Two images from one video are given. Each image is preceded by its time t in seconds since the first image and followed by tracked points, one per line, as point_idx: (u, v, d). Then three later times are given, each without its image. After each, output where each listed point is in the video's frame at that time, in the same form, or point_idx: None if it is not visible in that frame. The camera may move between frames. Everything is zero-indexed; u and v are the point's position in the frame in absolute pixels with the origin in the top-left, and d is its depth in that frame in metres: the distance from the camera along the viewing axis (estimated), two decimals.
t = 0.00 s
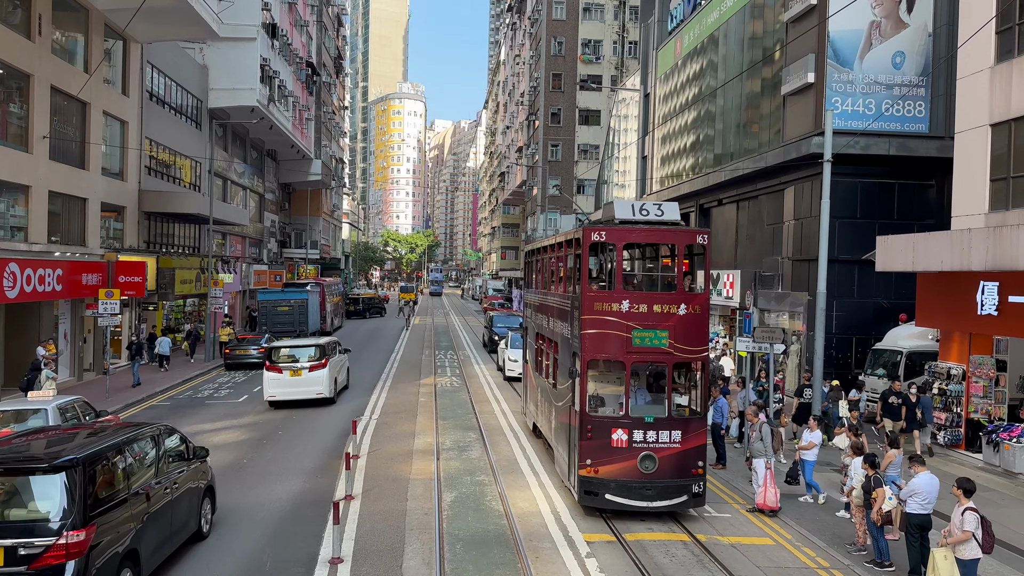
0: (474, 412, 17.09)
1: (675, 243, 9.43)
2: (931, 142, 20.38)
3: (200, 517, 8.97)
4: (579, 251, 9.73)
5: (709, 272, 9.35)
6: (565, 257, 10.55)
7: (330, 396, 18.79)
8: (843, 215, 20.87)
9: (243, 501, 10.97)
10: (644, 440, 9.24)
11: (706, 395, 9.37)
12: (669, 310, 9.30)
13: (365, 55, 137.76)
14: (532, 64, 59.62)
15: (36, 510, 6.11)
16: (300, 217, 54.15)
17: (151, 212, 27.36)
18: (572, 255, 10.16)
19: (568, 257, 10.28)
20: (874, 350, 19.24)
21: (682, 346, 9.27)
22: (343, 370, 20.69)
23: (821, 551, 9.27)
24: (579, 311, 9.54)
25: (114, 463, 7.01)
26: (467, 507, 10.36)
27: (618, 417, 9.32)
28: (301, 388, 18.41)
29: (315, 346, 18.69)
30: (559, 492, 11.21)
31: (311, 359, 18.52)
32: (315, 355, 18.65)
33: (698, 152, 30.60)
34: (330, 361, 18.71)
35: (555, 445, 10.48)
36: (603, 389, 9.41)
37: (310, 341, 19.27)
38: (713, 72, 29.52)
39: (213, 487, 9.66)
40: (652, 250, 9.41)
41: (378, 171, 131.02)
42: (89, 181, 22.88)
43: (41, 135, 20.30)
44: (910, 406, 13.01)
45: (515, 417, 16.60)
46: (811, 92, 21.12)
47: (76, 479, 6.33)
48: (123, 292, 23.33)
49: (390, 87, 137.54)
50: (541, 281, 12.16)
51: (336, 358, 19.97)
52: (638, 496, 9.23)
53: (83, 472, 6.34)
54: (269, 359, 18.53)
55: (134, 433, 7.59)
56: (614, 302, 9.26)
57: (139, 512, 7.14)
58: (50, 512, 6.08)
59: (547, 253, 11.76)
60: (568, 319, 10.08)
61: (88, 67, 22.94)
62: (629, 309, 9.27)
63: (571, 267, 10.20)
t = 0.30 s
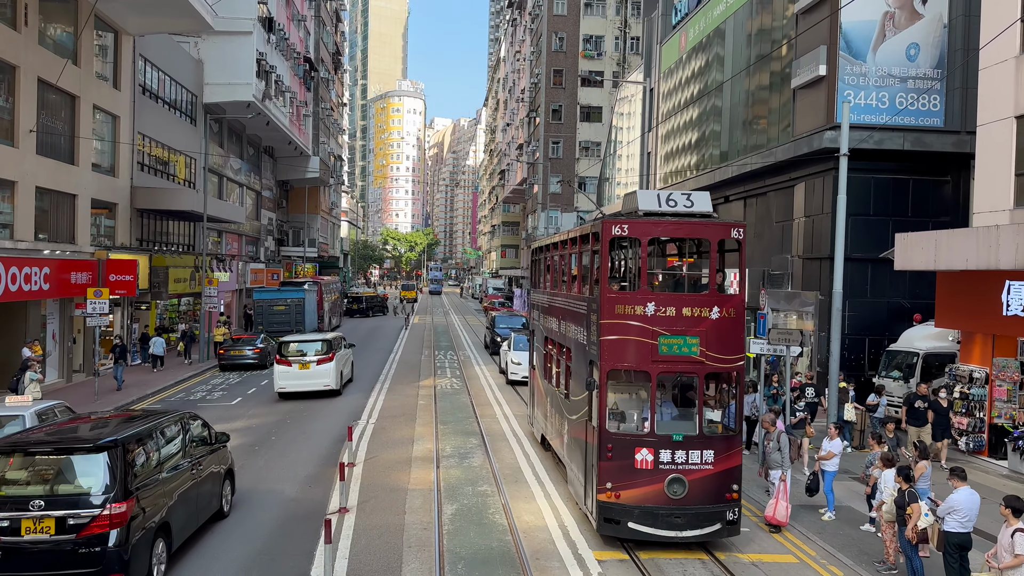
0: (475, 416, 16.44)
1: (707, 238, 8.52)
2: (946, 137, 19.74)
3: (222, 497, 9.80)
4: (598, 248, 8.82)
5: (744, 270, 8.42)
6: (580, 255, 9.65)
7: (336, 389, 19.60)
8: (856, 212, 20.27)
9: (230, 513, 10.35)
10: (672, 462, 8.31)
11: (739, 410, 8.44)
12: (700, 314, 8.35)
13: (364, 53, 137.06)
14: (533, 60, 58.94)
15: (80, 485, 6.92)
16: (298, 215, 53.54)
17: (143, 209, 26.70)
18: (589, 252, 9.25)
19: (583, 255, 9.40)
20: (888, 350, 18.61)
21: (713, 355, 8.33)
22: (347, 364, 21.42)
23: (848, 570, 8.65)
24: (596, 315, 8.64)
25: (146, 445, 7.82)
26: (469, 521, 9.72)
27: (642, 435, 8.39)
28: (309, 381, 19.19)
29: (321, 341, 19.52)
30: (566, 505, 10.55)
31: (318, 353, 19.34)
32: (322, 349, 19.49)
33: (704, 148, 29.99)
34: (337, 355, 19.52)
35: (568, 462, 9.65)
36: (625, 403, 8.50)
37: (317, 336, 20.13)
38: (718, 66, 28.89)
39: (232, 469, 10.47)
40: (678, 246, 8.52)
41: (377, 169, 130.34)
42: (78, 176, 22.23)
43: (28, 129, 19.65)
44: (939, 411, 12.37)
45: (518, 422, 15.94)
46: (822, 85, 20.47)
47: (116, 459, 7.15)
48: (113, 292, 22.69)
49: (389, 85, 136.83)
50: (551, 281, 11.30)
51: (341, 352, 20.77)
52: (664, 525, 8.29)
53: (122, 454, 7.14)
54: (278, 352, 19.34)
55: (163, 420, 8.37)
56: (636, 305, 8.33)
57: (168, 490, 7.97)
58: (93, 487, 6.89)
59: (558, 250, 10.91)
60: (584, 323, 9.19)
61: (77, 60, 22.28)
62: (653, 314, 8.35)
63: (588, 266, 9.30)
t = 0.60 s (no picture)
0: (476, 421, 15.80)
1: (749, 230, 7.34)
2: (962, 132, 19.14)
3: (240, 479, 10.76)
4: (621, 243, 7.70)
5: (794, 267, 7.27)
6: (601, 250, 8.53)
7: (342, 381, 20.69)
8: (870, 209, 19.69)
9: (217, 527, 9.72)
10: (708, 490, 7.15)
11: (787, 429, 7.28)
12: (742, 318, 7.16)
13: (363, 51, 136.46)
14: (533, 57, 58.46)
15: (116, 465, 7.85)
16: (295, 214, 52.95)
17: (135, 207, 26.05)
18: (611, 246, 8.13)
19: (604, 251, 8.30)
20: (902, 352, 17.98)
21: (757, 366, 7.15)
22: (351, 359, 22.44)
23: None
24: (620, 321, 7.52)
25: (172, 430, 8.74)
26: (471, 538, 9.07)
27: (673, 459, 7.23)
28: (316, 373, 20.27)
29: (327, 336, 20.59)
30: (575, 519, 9.89)
31: (324, 347, 20.42)
32: (328, 344, 20.57)
33: (708, 144, 29.40)
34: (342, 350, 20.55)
35: (585, 485, 8.68)
36: (651, 420, 7.35)
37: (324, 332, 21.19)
38: (723, 60, 28.31)
39: (248, 453, 11.38)
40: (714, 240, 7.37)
41: (375, 168, 129.74)
42: (67, 173, 21.59)
43: (13, 123, 19.00)
44: (972, 421, 11.77)
45: (522, 428, 15.29)
46: (834, 78, 19.85)
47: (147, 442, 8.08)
48: (103, 292, 22.06)
49: (387, 84, 136.29)
50: (566, 280, 10.28)
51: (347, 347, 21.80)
52: (703, 561, 7.12)
53: (153, 436, 8.07)
54: (286, 347, 20.42)
55: (186, 408, 9.27)
56: (667, 310, 7.19)
57: (194, 471, 8.92)
58: (127, 466, 7.83)
59: (573, 246, 9.88)
60: (605, 330, 8.08)
61: (65, 52, 21.63)
62: (686, 319, 7.19)
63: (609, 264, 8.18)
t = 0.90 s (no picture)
0: (478, 427, 15.15)
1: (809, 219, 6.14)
2: (980, 126, 18.53)
3: (257, 464, 11.53)
4: (652, 236, 6.53)
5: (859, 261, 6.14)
6: (625, 246, 7.40)
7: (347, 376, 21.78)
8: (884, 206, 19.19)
9: (204, 544, 9.10)
10: (759, 528, 6.06)
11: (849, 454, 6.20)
12: (800, 324, 6.00)
13: (362, 50, 135.90)
14: (533, 54, 57.83)
15: (148, 449, 8.61)
16: (293, 213, 52.33)
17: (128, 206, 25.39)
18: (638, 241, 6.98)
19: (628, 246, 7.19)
20: (919, 353, 17.34)
21: (817, 382, 6.02)
22: (355, 356, 23.44)
23: None
24: (651, 327, 6.37)
25: (198, 418, 9.52)
26: (475, 557, 8.43)
27: (718, 493, 6.12)
28: (323, 368, 21.38)
29: (333, 333, 21.71)
30: (587, 535, 9.23)
31: (330, 343, 21.55)
32: (333, 340, 21.68)
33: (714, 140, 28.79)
34: (347, 344, 21.69)
35: (608, 513, 7.63)
36: (688, 444, 6.33)
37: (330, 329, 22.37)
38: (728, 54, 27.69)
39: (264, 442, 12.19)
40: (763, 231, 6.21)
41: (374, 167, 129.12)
42: (55, 170, 20.96)
43: None
44: (1013, 431, 11.06)
45: (527, 434, 14.61)
46: (846, 71, 19.21)
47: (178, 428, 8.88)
48: (93, 293, 21.41)
49: (386, 83, 135.74)
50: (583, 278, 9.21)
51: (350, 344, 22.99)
52: None
53: (182, 423, 8.87)
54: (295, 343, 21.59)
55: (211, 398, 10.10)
56: (710, 316, 6.02)
57: (218, 456, 9.74)
58: (158, 450, 8.59)
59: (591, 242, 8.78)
60: (632, 338, 6.95)
61: (54, 46, 20.98)
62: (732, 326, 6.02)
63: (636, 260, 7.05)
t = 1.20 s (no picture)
0: (481, 435, 14.52)
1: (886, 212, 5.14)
2: (999, 122, 17.96)
3: (272, 454, 12.34)
4: (696, 231, 5.53)
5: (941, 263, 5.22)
6: (660, 244, 6.42)
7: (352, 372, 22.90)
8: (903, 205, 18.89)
9: (189, 563, 8.50)
10: None
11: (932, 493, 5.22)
12: (879, 337, 5.00)
13: (363, 50, 135.43)
14: (535, 53, 57.26)
15: (175, 436, 9.36)
16: (292, 214, 51.73)
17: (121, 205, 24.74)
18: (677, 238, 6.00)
19: (665, 246, 6.22)
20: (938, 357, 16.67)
21: (898, 407, 5.03)
22: (359, 353, 24.43)
23: None
24: (696, 340, 5.37)
25: (219, 409, 10.27)
26: None
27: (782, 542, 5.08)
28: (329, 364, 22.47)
29: (337, 330, 22.82)
30: (598, 556, 8.59)
31: (336, 341, 22.67)
32: (339, 338, 22.79)
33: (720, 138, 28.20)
34: (352, 342, 22.80)
35: (639, 554, 6.64)
36: (738, 481, 5.26)
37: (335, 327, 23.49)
38: (735, 50, 27.06)
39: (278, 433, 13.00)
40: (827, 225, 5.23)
41: (375, 168, 128.61)
42: (46, 169, 20.35)
43: None
44: None
45: (531, 443, 13.98)
46: (861, 65, 18.55)
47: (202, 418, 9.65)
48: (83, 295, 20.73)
49: (387, 83, 135.32)
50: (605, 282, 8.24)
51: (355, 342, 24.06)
52: None
53: (206, 413, 9.64)
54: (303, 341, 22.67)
55: (230, 390, 10.87)
56: (770, 327, 5.02)
57: (238, 444, 10.52)
58: (184, 438, 9.35)
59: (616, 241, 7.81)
60: (671, 351, 5.96)
61: (43, 40, 20.34)
62: (796, 340, 5.02)
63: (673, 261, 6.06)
